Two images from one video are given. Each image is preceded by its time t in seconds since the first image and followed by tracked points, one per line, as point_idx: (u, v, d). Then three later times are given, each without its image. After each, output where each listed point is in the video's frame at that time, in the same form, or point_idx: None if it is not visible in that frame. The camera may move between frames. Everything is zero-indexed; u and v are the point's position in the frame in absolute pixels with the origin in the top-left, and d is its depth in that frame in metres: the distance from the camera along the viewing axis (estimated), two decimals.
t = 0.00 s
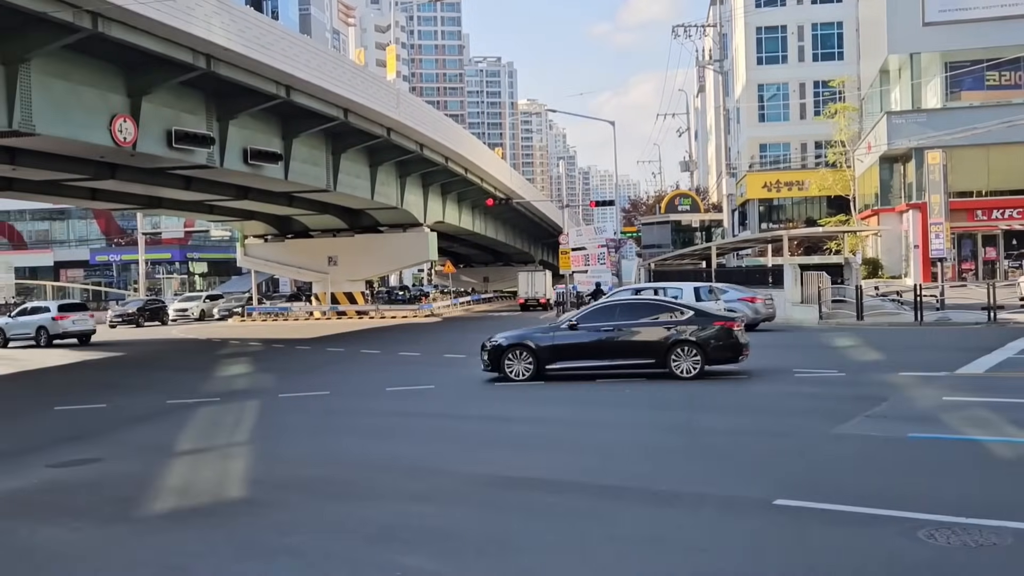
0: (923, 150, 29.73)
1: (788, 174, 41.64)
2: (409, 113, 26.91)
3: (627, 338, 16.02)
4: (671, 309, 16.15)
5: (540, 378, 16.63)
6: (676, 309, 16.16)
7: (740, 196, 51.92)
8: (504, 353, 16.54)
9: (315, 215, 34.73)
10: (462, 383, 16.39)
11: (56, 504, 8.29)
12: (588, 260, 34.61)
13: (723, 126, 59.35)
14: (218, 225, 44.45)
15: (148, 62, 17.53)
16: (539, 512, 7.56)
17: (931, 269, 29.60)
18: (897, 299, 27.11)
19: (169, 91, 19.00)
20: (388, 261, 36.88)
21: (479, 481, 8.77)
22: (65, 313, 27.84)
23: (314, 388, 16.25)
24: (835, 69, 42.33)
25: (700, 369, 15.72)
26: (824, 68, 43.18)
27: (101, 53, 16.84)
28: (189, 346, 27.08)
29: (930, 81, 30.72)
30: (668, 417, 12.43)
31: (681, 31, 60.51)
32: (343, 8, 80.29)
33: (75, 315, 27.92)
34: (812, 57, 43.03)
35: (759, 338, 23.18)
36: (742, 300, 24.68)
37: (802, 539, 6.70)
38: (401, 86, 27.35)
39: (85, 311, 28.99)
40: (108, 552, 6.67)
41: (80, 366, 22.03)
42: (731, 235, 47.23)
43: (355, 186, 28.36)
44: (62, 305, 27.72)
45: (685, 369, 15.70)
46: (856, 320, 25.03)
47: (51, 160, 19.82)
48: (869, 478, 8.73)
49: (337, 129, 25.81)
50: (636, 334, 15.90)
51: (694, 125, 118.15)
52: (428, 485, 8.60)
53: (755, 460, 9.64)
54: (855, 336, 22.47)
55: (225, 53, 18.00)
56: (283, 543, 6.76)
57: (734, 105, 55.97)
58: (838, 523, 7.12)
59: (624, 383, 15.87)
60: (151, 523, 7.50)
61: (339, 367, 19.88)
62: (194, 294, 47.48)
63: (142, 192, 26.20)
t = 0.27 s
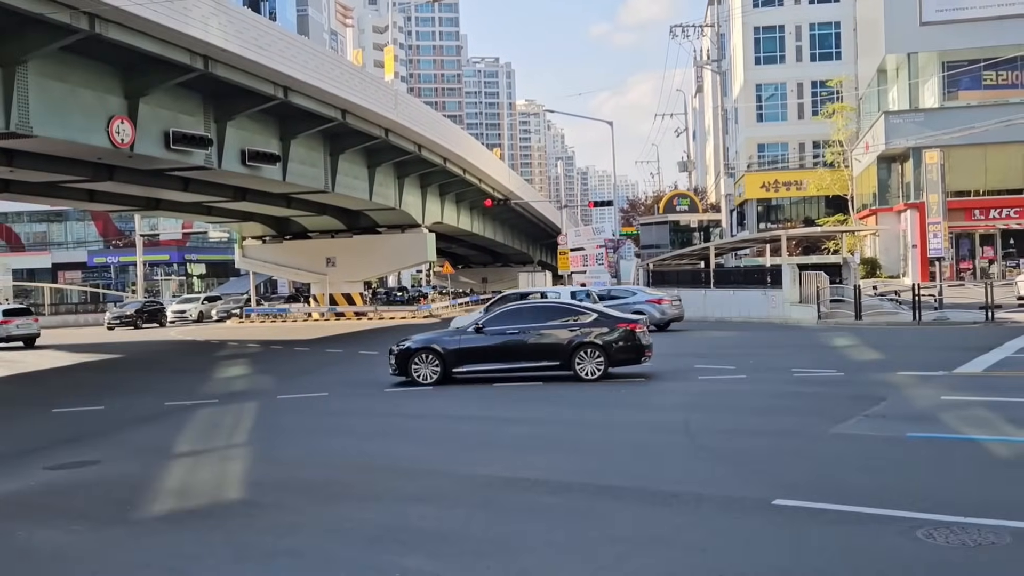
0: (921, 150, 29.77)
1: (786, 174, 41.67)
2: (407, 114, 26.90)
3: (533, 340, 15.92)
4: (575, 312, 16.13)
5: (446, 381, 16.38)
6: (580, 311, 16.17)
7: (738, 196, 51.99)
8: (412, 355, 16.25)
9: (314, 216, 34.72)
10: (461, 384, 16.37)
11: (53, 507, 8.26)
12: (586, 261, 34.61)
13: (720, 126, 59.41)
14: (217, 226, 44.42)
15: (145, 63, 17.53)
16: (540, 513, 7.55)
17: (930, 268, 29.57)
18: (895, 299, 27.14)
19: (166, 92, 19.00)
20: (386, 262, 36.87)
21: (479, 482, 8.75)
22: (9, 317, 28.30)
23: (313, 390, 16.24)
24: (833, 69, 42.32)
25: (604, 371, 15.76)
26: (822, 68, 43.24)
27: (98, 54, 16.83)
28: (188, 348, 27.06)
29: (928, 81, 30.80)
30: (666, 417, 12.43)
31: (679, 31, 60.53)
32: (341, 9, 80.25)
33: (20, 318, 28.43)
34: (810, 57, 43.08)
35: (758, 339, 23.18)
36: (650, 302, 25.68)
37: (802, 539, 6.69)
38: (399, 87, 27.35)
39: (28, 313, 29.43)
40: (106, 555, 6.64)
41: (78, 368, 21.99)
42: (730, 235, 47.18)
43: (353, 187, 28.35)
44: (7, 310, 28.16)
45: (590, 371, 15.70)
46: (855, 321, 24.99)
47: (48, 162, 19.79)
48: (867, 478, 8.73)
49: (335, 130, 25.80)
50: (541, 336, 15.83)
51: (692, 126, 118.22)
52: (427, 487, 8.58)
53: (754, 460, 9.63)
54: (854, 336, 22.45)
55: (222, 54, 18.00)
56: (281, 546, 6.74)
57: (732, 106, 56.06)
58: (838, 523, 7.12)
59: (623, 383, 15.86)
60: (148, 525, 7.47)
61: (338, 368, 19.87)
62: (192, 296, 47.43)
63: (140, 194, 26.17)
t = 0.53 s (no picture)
0: (907, 153, 30.24)
1: (774, 177, 41.90)
2: (395, 117, 26.85)
3: (429, 348, 15.76)
4: (472, 319, 16.09)
5: (344, 391, 16.04)
6: (476, 319, 16.13)
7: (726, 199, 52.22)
8: (308, 364, 15.86)
9: (302, 220, 34.60)
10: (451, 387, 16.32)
11: (40, 513, 8.19)
12: (575, 264, 34.59)
13: (709, 130, 59.59)
14: (204, 230, 44.24)
15: (133, 66, 17.44)
16: (531, 517, 7.51)
17: (916, 271, 29.78)
18: (883, 301, 27.30)
19: (153, 96, 18.89)
20: (374, 265, 36.73)
21: (469, 486, 8.73)
22: None
23: (302, 393, 16.16)
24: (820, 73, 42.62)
25: (498, 378, 15.74)
26: (809, 72, 43.48)
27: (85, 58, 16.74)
28: (175, 352, 26.91)
29: (914, 84, 30.96)
30: (656, 420, 12.44)
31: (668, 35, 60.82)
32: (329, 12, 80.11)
33: None
34: (796, 61, 43.32)
35: (750, 341, 23.27)
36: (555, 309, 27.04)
37: (791, 541, 6.70)
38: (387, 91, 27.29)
39: None
40: (93, 562, 6.58)
41: (64, 373, 21.82)
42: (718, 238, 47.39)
43: (341, 191, 28.24)
44: None
45: (485, 377, 15.67)
46: (843, 323, 25.11)
47: (33, 165, 19.64)
48: (855, 480, 8.76)
49: (323, 134, 25.73)
50: (438, 344, 15.73)
51: (679, 129, 118.91)
52: (417, 491, 8.55)
53: (743, 463, 9.64)
54: (841, 339, 22.59)
55: (210, 57, 17.93)
56: (270, 551, 6.70)
57: (720, 109, 56.28)
58: (827, 525, 7.14)
59: (614, 386, 15.89)
60: (137, 531, 7.41)
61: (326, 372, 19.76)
62: (179, 300, 47.17)
63: (127, 198, 26.02)
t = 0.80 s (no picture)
0: (889, 159, 30.52)
1: (757, 183, 42.02)
2: (380, 122, 26.78)
3: (321, 358, 15.62)
4: (366, 329, 16.08)
5: (235, 404, 15.77)
6: (370, 329, 16.09)
7: (710, 204, 52.49)
8: (197, 377, 15.52)
9: (285, 225, 34.42)
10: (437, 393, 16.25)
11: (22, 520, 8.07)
12: (559, 269, 34.52)
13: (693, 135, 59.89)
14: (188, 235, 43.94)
15: (116, 71, 17.31)
16: (519, 523, 7.47)
17: (898, 275, 30.00)
18: (866, 306, 27.52)
19: (137, 101, 18.75)
20: (358, 271, 36.57)
21: (456, 492, 8.68)
22: None
23: (287, 399, 16.03)
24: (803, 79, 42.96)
25: (391, 388, 15.68)
26: (792, 78, 43.80)
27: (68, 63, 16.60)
28: (158, 359, 26.67)
29: (896, 90, 31.23)
30: (642, 426, 12.44)
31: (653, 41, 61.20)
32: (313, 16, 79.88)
33: None
34: (780, 67, 43.64)
35: (735, 346, 23.39)
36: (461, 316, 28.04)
37: (779, 546, 6.69)
38: (371, 97, 27.22)
39: None
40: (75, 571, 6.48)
41: (45, 380, 21.57)
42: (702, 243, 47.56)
43: (325, 197, 28.10)
44: None
45: (377, 387, 15.60)
46: (827, 328, 25.28)
47: (14, 170, 19.43)
48: (840, 485, 8.78)
49: (307, 139, 25.62)
50: (329, 354, 15.60)
51: (664, 135, 119.45)
52: (404, 497, 8.48)
53: (729, 468, 9.65)
54: (824, 343, 22.71)
55: (193, 62, 17.83)
56: (255, 559, 6.62)
57: (704, 114, 56.60)
58: (814, 530, 7.14)
59: (600, 391, 15.89)
60: (121, 539, 7.31)
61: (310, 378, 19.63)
62: (162, 305, 46.82)
63: (109, 203, 25.79)
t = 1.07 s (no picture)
0: (873, 166, 30.70)
1: (742, 190, 42.37)
2: (365, 129, 26.69)
3: (209, 370, 15.61)
4: (256, 345, 16.39)
5: (120, 419, 15.52)
6: (261, 344, 16.41)
7: (695, 211, 52.76)
8: (82, 391, 15.42)
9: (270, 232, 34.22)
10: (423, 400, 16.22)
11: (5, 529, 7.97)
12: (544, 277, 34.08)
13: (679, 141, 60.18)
14: (171, 241, 43.66)
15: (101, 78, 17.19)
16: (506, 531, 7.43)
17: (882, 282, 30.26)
18: (850, 313, 27.76)
19: (121, 108, 18.61)
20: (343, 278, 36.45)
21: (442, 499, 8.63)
22: None
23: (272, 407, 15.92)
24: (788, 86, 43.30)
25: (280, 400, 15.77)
26: (777, 85, 44.13)
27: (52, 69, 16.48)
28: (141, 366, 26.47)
29: (880, 98, 31.45)
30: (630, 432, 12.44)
31: (638, 49, 61.58)
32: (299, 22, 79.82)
33: None
34: (764, 74, 44.02)
35: (720, 352, 23.50)
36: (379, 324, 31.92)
37: (764, 553, 6.69)
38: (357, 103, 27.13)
39: None
40: None
41: (26, 388, 21.36)
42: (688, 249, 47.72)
43: (310, 203, 27.95)
44: None
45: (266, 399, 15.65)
46: (810, 334, 25.46)
47: None
48: (826, 492, 8.76)
49: (293, 146, 25.47)
50: (215, 366, 15.59)
51: (649, 142, 120.08)
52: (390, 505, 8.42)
53: (717, 477, 9.60)
54: (810, 350, 22.82)
55: (176, 69, 17.72)
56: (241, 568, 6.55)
57: (689, 121, 56.92)
58: (799, 537, 7.14)
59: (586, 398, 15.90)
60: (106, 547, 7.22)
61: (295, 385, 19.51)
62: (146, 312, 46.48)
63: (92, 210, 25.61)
